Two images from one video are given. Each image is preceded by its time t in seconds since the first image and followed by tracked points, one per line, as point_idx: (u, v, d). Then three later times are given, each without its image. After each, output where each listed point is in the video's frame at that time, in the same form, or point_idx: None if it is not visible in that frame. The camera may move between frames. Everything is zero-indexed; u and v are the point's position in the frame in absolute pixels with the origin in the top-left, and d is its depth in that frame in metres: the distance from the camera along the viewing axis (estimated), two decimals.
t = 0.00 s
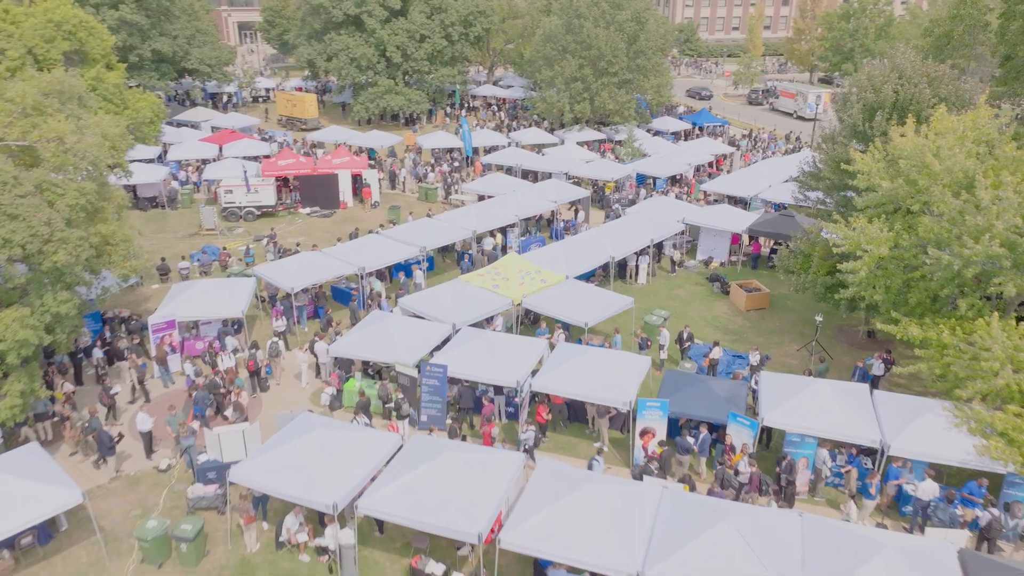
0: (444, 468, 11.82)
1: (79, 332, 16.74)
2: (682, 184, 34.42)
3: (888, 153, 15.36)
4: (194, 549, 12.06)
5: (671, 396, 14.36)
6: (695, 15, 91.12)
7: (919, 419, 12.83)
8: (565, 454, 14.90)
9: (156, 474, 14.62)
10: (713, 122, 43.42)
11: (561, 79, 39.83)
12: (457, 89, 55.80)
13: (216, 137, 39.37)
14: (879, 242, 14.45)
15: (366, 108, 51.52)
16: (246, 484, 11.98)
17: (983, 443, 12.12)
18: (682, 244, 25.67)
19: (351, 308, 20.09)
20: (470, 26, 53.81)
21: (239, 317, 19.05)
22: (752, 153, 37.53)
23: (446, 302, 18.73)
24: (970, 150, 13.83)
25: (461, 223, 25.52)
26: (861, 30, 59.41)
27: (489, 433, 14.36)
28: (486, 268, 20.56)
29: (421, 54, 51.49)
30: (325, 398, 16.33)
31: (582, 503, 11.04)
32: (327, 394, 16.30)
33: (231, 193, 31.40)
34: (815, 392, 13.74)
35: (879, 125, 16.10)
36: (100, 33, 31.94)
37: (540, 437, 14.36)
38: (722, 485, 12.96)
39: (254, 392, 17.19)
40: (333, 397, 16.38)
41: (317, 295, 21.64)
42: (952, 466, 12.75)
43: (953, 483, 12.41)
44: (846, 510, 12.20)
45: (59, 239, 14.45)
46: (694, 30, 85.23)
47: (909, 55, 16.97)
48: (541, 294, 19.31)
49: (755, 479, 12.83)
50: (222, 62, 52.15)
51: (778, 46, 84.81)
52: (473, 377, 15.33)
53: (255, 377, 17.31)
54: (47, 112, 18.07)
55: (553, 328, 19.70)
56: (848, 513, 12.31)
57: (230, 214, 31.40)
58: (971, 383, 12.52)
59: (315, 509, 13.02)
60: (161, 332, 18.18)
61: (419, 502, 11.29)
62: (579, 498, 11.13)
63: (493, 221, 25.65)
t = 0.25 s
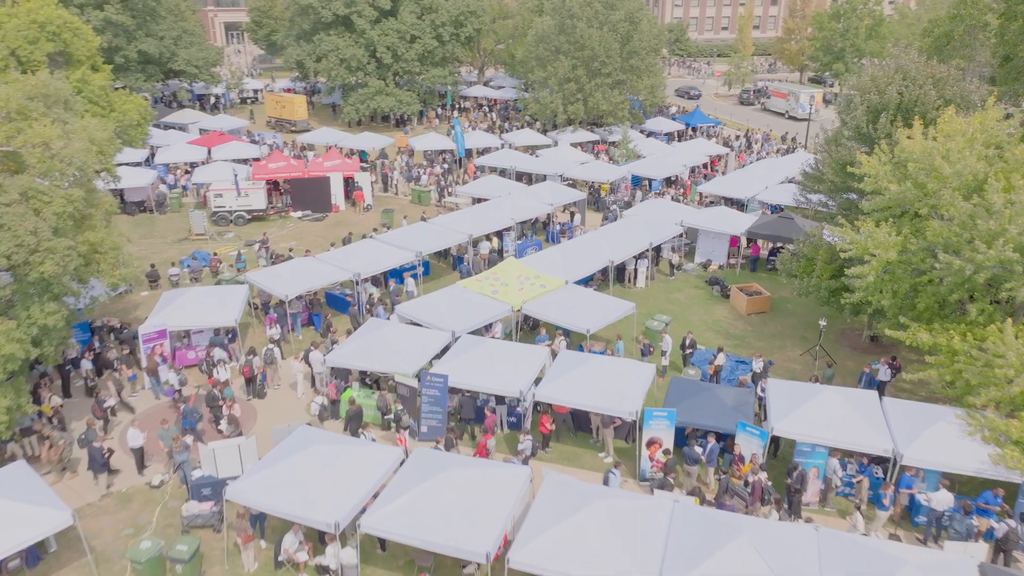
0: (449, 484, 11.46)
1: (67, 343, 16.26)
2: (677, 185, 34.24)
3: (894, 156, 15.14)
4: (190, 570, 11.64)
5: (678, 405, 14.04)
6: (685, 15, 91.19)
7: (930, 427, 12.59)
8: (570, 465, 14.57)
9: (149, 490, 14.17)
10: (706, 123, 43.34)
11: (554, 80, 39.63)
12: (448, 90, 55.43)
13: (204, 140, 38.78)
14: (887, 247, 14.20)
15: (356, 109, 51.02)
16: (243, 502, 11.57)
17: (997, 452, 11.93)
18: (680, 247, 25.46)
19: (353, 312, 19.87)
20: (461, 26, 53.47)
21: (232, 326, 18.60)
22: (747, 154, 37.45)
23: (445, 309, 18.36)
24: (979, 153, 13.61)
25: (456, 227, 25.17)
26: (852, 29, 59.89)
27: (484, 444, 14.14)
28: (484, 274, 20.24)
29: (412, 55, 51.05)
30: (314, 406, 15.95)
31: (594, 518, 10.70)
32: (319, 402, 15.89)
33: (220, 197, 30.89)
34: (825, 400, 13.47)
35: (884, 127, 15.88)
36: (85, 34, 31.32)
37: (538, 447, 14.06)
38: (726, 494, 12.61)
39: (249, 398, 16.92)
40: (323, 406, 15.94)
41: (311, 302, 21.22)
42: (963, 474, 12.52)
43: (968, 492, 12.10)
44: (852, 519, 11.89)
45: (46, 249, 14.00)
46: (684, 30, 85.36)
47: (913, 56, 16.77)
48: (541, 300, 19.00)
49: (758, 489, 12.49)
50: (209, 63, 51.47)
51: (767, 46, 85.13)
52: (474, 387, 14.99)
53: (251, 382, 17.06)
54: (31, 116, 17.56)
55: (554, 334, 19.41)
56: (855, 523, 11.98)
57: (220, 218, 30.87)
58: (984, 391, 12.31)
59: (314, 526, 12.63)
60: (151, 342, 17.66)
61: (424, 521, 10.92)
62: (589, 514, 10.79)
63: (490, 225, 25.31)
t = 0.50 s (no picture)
0: (455, 502, 11.11)
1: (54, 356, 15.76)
2: (672, 187, 34.06)
3: (901, 159, 14.91)
4: None
5: (685, 415, 13.73)
6: (673, 15, 91.26)
7: (943, 435, 12.36)
8: (574, 476, 14.24)
9: (140, 508, 13.71)
10: (698, 124, 43.25)
11: (546, 81, 39.41)
12: (438, 91, 55.05)
13: (191, 142, 38.14)
14: (896, 252, 13.95)
15: (345, 110, 50.47)
16: (240, 522, 11.15)
17: (1012, 461, 11.73)
18: (678, 250, 25.23)
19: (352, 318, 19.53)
20: (451, 27, 53.09)
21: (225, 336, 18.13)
22: (740, 155, 37.35)
23: (443, 317, 17.99)
24: (989, 156, 13.40)
25: (451, 231, 24.81)
26: (842, 29, 60.27)
27: (481, 456, 13.85)
28: (482, 280, 19.90)
29: (402, 56, 50.57)
30: (305, 415, 15.57)
31: (606, 537, 10.38)
32: (308, 411, 15.49)
33: (209, 201, 30.33)
34: (835, 409, 13.21)
35: (889, 130, 15.67)
36: (69, 35, 30.67)
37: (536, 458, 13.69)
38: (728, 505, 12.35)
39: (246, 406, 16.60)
40: (313, 416, 15.56)
41: (305, 309, 20.78)
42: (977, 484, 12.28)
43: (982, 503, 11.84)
44: (857, 531, 11.65)
45: (32, 259, 13.52)
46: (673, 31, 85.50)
47: (916, 57, 16.56)
48: (541, 306, 18.65)
49: (761, 499, 12.17)
50: (196, 64, 50.74)
51: (756, 46, 85.44)
52: (475, 398, 14.63)
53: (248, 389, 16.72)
54: (15, 121, 17.02)
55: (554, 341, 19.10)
56: (860, 535, 11.74)
57: (209, 222, 30.32)
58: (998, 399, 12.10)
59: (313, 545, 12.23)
60: (140, 353, 17.23)
61: (429, 540, 10.55)
62: (601, 532, 10.47)
63: (486, 229, 24.98)
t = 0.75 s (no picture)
0: (463, 520, 10.74)
1: (40, 370, 15.23)
2: (665, 188, 33.90)
3: (907, 162, 14.68)
4: None
5: (692, 424, 13.42)
6: (660, 15, 91.34)
7: (957, 444, 12.14)
8: (579, 487, 13.93)
9: (131, 528, 13.24)
10: (690, 124, 43.23)
11: (538, 82, 39.20)
12: (427, 92, 54.64)
13: (177, 145, 37.47)
14: (903, 256, 13.74)
15: (333, 112, 49.90)
16: (238, 544, 10.72)
17: None
18: (674, 252, 25.01)
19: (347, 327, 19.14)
20: (440, 27, 52.69)
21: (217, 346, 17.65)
22: (733, 155, 37.28)
23: (441, 324, 17.60)
24: (999, 159, 13.17)
25: (446, 235, 24.43)
26: (830, 29, 60.58)
27: (477, 466, 13.47)
28: (479, 286, 19.52)
29: (390, 56, 50.06)
30: (292, 428, 15.16)
31: (620, 556, 10.06)
32: (294, 423, 15.11)
33: (196, 206, 29.75)
34: (845, 417, 12.94)
35: (894, 132, 15.45)
36: (51, 36, 29.95)
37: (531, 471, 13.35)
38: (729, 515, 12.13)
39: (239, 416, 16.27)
40: (301, 428, 15.15)
41: (298, 317, 20.33)
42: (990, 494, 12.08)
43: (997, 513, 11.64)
44: (866, 542, 11.41)
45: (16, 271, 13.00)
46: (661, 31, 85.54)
47: (919, 58, 16.35)
48: (540, 313, 18.29)
49: (767, 510, 11.86)
50: (180, 66, 49.97)
51: (744, 46, 85.73)
52: (477, 409, 14.27)
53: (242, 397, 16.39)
54: None
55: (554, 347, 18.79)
56: (868, 545, 11.50)
57: (196, 227, 29.75)
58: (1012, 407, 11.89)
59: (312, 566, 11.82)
60: (129, 366, 16.69)
61: (435, 562, 10.17)
62: (613, 552, 10.13)
63: (480, 233, 24.63)
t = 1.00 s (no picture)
0: (470, 541, 10.36)
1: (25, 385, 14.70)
2: (659, 190, 33.71)
3: (913, 165, 14.42)
4: None
5: (701, 434, 13.12)
6: (647, 15, 91.32)
7: (971, 453, 11.91)
8: (585, 500, 13.60)
9: (123, 550, 12.76)
10: (681, 125, 43.21)
11: (528, 83, 39.01)
12: (416, 93, 54.20)
13: (162, 148, 36.76)
14: (912, 261, 13.51)
15: (321, 114, 49.25)
16: (236, 569, 10.29)
17: None
18: (671, 256, 24.78)
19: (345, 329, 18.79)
20: (428, 28, 52.24)
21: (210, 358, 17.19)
22: (726, 156, 37.19)
23: (440, 332, 17.22)
24: (1009, 162, 12.91)
25: (440, 240, 24.04)
26: (818, 29, 60.79)
27: (473, 477, 13.12)
28: (477, 292, 19.18)
29: (378, 57, 49.48)
30: (278, 440, 14.47)
31: None
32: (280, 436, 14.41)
33: (183, 211, 29.11)
34: (857, 426, 12.68)
35: (898, 134, 15.20)
36: (31, 38, 29.22)
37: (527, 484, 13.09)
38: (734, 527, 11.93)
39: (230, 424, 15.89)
40: (287, 440, 14.46)
41: (292, 325, 19.86)
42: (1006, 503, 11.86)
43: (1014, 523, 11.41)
44: (873, 553, 11.10)
45: None
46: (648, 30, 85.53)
47: (922, 59, 16.13)
48: (539, 319, 17.95)
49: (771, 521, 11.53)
50: (164, 67, 49.12)
51: (732, 46, 85.88)
52: (479, 421, 13.90)
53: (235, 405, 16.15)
54: None
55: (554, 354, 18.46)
56: (876, 557, 11.17)
57: (183, 233, 29.15)
58: None
59: None
60: (118, 378, 16.18)
61: None
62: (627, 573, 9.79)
63: (476, 237, 24.24)
